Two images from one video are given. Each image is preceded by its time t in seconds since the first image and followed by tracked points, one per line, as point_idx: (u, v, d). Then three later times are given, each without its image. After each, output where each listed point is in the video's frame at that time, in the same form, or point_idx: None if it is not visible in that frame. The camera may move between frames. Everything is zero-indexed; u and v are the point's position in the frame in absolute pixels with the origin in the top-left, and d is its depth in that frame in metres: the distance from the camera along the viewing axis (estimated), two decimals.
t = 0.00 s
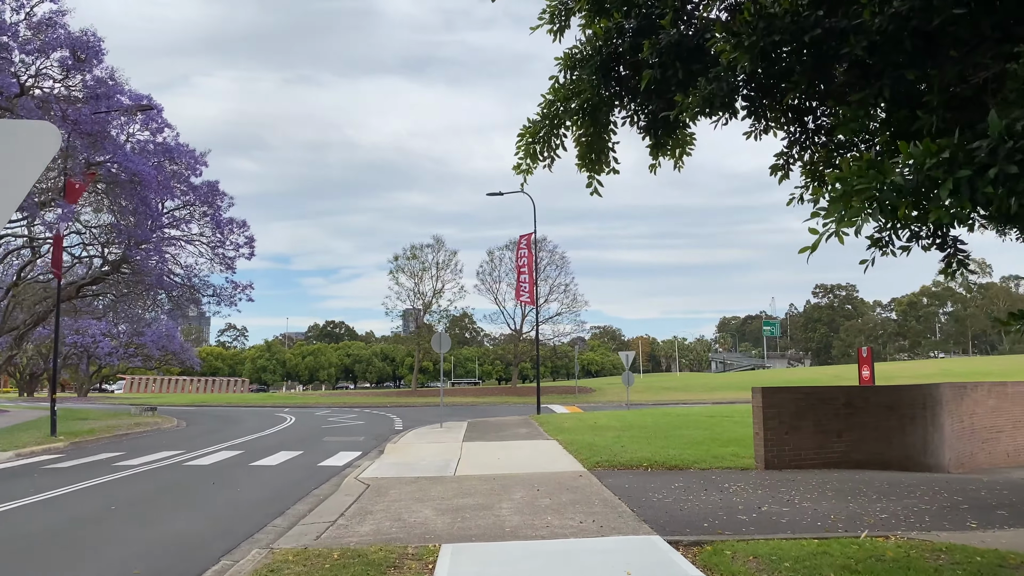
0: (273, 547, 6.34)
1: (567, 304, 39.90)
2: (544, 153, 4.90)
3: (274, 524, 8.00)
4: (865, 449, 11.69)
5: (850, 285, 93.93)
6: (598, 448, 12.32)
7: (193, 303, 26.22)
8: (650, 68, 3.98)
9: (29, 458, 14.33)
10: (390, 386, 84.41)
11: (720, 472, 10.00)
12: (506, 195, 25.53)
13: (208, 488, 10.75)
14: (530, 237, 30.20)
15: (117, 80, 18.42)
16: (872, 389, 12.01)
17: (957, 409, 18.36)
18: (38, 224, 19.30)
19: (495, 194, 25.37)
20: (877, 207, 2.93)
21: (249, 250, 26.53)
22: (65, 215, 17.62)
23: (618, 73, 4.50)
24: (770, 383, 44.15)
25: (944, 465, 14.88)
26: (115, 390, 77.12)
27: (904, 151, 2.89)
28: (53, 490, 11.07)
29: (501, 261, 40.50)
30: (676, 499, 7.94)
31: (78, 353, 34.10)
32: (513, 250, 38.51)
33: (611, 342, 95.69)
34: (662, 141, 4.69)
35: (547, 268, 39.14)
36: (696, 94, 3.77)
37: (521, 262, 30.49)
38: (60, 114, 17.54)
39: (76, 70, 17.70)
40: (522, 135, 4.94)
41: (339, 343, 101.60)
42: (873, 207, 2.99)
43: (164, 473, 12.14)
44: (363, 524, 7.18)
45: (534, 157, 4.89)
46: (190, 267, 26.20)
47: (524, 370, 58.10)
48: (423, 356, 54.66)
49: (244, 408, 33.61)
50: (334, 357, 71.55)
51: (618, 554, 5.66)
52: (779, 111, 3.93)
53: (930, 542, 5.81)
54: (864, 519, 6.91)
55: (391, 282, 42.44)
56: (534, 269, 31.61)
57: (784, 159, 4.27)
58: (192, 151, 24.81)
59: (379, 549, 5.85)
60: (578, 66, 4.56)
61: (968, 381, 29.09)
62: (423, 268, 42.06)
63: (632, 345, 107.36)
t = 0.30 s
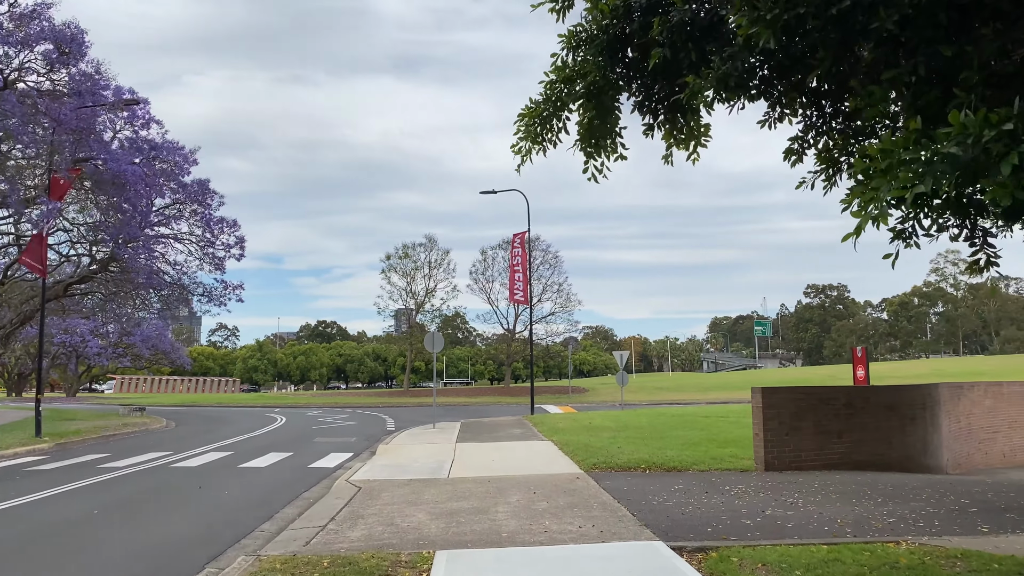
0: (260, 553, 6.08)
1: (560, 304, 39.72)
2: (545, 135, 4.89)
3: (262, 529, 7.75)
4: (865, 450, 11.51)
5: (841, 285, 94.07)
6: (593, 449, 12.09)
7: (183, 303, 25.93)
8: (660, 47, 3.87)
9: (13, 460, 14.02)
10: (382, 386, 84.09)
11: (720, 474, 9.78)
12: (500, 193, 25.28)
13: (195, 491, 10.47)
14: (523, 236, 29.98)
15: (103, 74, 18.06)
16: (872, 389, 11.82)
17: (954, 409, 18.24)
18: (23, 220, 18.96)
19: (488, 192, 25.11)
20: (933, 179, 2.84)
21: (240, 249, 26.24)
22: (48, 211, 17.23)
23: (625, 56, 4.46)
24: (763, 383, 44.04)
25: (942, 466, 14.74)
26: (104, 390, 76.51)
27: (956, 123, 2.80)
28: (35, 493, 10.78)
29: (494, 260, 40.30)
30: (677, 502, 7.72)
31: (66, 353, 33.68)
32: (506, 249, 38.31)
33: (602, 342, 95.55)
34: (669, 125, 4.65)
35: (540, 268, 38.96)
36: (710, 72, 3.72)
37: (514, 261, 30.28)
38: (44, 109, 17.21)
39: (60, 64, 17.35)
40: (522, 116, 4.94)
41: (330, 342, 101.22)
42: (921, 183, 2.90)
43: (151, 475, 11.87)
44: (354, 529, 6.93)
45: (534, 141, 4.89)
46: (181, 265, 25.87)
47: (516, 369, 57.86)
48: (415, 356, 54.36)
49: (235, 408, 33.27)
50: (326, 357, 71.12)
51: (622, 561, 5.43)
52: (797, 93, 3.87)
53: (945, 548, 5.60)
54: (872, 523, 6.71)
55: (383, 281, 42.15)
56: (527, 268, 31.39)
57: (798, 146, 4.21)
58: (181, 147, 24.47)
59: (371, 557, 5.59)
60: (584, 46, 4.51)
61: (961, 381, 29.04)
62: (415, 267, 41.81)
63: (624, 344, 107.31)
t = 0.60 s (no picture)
0: (242, 562, 5.82)
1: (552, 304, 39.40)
2: (539, 111, 4.97)
3: (246, 536, 7.50)
4: (865, 452, 11.31)
5: (832, 285, 94.18)
6: (587, 451, 11.85)
7: (171, 304, 25.61)
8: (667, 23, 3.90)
9: None
10: (372, 386, 83.52)
11: (717, 477, 9.55)
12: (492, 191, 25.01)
13: (179, 495, 10.18)
14: (515, 235, 29.71)
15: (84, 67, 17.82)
16: (871, 390, 11.61)
17: (950, 410, 18.07)
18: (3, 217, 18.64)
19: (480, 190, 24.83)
20: (997, 146, 2.75)
21: (228, 248, 25.91)
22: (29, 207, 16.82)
23: (627, 35, 4.51)
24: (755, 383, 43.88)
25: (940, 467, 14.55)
26: (92, 390, 75.82)
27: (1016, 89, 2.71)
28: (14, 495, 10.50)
29: (486, 260, 40.00)
30: (675, 507, 7.48)
31: (52, 353, 33.25)
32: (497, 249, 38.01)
33: (594, 342, 95.31)
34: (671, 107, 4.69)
35: (532, 267, 38.65)
36: (721, 56, 3.68)
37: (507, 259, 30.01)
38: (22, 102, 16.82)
39: (39, 57, 17.10)
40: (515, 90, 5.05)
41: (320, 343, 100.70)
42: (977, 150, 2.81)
43: (134, 477, 11.60)
44: (340, 535, 6.67)
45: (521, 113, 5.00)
46: (168, 264, 25.54)
47: (507, 370, 57.54)
48: (406, 356, 54.01)
49: (223, 408, 32.90)
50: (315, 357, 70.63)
51: (619, 569, 5.20)
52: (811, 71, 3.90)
53: (956, 556, 5.38)
54: (879, 530, 6.48)
55: (374, 281, 41.83)
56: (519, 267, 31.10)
57: (815, 128, 4.18)
58: (169, 145, 24.22)
59: (357, 567, 5.34)
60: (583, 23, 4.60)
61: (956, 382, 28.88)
62: (406, 267, 41.47)
63: (615, 344, 107.08)
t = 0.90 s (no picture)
0: (222, 570, 5.55)
1: (543, 304, 39.14)
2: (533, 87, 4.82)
3: (229, 541, 7.22)
4: (863, 454, 11.12)
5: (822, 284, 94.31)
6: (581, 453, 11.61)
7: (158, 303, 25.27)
8: None
9: None
10: (362, 386, 83.08)
11: (714, 480, 9.33)
12: (483, 189, 24.78)
13: (160, 498, 9.86)
14: (507, 233, 29.46)
15: (64, 57, 17.50)
16: (870, 390, 11.42)
17: (945, 411, 17.93)
18: None
19: (471, 188, 24.58)
20: None
21: (216, 246, 25.57)
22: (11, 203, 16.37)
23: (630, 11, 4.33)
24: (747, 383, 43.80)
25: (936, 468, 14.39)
26: (80, 390, 75.12)
27: None
28: None
29: (477, 259, 39.75)
30: (674, 510, 7.25)
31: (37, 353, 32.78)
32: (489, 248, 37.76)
33: (584, 342, 95.18)
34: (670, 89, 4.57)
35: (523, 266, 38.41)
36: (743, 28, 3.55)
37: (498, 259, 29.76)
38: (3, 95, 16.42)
39: (18, 47, 16.70)
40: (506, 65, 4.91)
41: (310, 342, 100.22)
42: None
43: (115, 480, 11.29)
44: (328, 541, 6.41)
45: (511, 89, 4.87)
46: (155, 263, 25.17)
47: (498, 369, 57.29)
48: (396, 356, 53.71)
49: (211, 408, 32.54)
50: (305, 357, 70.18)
51: None
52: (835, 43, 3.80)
53: (970, 564, 5.16)
54: (886, 535, 6.26)
55: (364, 280, 41.52)
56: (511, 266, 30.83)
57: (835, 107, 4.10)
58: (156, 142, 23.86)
59: None
60: None
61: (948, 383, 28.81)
62: (396, 266, 41.16)
63: (606, 344, 107.00)
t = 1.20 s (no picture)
0: None
1: (534, 304, 38.87)
2: (532, 74, 4.70)
3: (209, 550, 6.93)
4: (861, 456, 10.93)
5: (812, 285, 94.46)
6: (574, 455, 11.36)
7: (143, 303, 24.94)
8: None
9: None
10: (352, 387, 82.62)
11: (711, 483, 9.10)
12: (474, 187, 24.52)
13: (141, 504, 9.55)
14: (498, 232, 29.18)
15: (43, 48, 17.22)
16: (868, 391, 11.22)
17: (940, 412, 17.78)
18: None
19: (462, 187, 24.31)
20: None
21: (203, 245, 25.21)
22: None
23: None
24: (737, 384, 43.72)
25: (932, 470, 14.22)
26: (67, 390, 74.38)
27: None
28: None
29: (467, 259, 39.46)
30: (672, 517, 7.00)
31: (21, 354, 32.29)
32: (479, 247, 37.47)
33: (575, 342, 94.96)
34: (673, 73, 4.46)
35: (514, 266, 38.14)
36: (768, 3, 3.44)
37: (489, 257, 29.48)
38: None
39: None
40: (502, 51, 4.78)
41: (300, 343, 99.71)
42: None
43: (95, 484, 10.97)
44: (313, 550, 6.14)
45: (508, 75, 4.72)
46: (140, 262, 24.80)
47: (488, 370, 57.03)
48: (385, 356, 53.34)
49: (198, 409, 32.15)
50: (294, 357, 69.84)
51: None
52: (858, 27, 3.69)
53: None
54: (893, 542, 6.04)
55: (353, 280, 41.19)
56: (502, 266, 30.55)
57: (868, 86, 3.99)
58: (143, 139, 23.51)
59: None
60: None
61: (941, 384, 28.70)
62: (385, 265, 40.84)
63: (596, 345, 106.92)
